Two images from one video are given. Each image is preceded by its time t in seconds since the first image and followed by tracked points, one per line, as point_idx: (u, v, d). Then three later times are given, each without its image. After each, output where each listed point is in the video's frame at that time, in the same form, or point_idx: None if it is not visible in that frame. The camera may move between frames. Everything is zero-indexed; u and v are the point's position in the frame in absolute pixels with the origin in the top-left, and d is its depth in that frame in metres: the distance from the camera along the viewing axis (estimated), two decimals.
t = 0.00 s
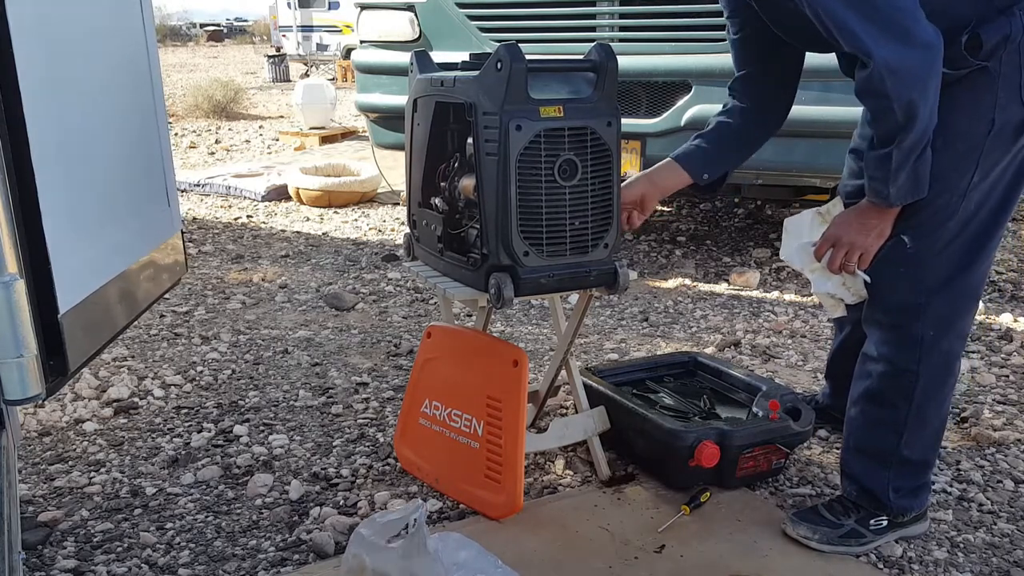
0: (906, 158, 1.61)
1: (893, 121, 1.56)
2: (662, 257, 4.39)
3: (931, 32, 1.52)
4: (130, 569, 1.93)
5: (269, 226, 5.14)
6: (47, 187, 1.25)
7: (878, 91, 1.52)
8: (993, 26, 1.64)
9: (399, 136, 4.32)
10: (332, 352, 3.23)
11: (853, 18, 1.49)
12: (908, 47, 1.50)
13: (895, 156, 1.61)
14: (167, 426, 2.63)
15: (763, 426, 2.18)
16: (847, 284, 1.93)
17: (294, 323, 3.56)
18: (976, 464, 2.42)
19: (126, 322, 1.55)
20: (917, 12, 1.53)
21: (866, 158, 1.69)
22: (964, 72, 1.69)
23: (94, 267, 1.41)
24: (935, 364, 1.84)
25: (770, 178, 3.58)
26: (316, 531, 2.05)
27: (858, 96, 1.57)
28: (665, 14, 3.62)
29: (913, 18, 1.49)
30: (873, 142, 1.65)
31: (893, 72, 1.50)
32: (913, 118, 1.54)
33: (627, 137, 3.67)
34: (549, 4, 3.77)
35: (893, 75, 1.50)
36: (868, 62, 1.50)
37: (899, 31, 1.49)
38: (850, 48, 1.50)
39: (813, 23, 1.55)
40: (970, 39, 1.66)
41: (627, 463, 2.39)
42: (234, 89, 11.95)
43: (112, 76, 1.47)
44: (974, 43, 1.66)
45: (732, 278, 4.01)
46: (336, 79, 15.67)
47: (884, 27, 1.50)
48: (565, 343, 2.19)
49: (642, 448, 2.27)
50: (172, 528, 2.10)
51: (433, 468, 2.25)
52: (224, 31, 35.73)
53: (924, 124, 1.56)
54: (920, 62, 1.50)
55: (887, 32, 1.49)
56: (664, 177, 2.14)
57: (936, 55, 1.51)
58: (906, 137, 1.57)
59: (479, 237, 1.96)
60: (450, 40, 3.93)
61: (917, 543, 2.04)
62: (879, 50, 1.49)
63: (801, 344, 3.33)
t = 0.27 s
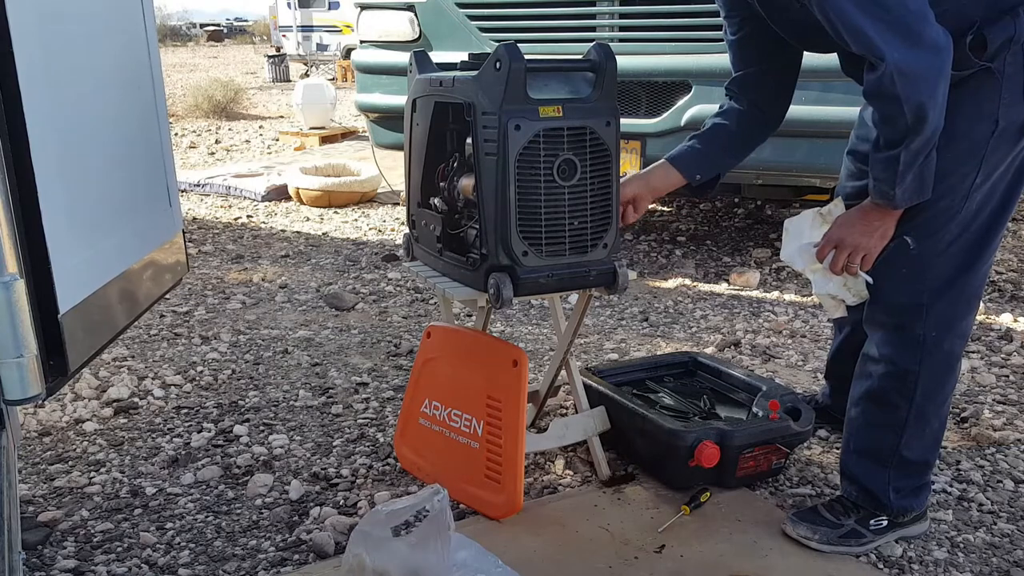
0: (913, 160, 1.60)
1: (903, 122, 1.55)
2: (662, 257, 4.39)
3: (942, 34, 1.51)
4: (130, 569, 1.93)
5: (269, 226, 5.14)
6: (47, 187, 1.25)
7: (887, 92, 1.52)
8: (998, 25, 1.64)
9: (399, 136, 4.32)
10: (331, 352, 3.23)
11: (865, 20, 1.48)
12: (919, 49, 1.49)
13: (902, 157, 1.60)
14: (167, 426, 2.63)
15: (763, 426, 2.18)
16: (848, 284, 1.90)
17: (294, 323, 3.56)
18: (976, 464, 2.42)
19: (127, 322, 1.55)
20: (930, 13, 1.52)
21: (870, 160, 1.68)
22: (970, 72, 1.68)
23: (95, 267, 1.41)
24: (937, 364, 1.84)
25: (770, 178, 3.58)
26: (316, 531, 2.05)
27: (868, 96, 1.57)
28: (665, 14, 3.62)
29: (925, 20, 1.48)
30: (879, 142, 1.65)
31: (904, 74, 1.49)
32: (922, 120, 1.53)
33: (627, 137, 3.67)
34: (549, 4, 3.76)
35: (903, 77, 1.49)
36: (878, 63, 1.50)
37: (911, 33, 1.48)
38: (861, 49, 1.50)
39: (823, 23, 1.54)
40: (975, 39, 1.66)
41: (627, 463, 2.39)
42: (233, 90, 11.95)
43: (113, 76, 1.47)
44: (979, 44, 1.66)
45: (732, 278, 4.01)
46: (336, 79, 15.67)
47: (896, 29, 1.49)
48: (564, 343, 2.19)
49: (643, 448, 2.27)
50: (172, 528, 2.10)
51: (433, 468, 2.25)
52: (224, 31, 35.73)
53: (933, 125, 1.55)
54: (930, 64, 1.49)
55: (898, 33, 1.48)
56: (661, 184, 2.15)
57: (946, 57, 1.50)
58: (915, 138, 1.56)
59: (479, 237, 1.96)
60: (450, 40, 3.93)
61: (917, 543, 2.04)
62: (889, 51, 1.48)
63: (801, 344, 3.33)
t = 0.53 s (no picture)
0: (915, 161, 1.60)
1: (906, 122, 1.55)
2: (662, 257, 4.39)
3: (946, 35, 1.51)
4: (130, 569, 1.93)
5: (269, 226, 5.14)
6: (47, 186, 1.25)
7: (892, 92, 1.51)
8: (1000, 26, 1.63)
9: (399, 136, 4.32)
10: (331, 352, 3.23)
11: (870, 19, 1.48)
12: (924, 50, 1.49)
13: (905, 157, 1.59)
14: (167, 426, 2.63)
15: (763, 426, 2.18)
16: (847, 284, 1.90)
17: (294, 323, 3.56)
18: (976, 464, 2.42)
19: (127, 322, 1.55)
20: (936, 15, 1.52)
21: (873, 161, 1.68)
22: (971, 73, 1.68)
23: (95, 267, 1.41)
24: (937, 364, 1.84)
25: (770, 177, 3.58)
26: (316, 531, 2.05)
27: (872, 97, 1.57)
28: (665, 14, 3.62)
29: (930, 21, 1.48)
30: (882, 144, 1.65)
31: (909, 74, 1.49)
32: (926, 121, 1.53)
33: (627, 137, 3.67)
34: (549, 4, 3.76)
35: (909, 77, 1.49)
36: (883, 63, 1.50)
37: (916, 34, 1.48)
38: (866, 49, 1.50)
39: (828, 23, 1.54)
40: (977, 39, 1.65)
41: (627, 463, 2.39)
42: (233, 90, 11.95)
43: (113, 74, 1.47)
44: (981, 44, 1.65)
45: (732, 278, 4.01)
46: (336, 79, 15.67)
47: (901, 29, 1.49)
48: (565, 343, 2.19)
49: (643, 448, 2.27)
50: (172, 528, 2.10)
51: (433, 467, 2.25)
52: (224, 32, 35.73)
53: (937, 126, 1.55)
54: (935, 64, 1.49)
55: (903, 33, 1.48)
56: (659, 178, 2.14)
57: (951, 58, 1.50)
58: (919, 138, 1.56)
59: (479, 237, 1.96)
60: (450, 40, 3.93)
61: (917, 543, 2.04)
62: (894, 51, 1.48)
63: (801, 344, 3.33)
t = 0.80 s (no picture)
0: (916, 161, 1.60)
1: (907, 123, 1.55)
2: (662, 257, 4.39)
3: (947, 35, 1.51)
4: (130, 569, 1.93)
5: (269, 226, 5.14)
6: (46, 186, 1.25)
7: (892, 92, 1.52)
8: (1002, 25, 1.64)
9: (399, 136, 4.32)
10: (331, 352, 3.23)
11: (872, 20, 1.48)
12: (925, 50, 1.49)
13: (906, 157, 1.59)
14: (167, 426, 2.63)
15: (763, 425, 2.18)
16: (848, 284, 1.88)
17: (294, 323, 3.56)
18: (976, 464, 2.42)
19: (126, 322, 1.55)
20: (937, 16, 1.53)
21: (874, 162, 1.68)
22: (972, 73, 1.68)
23: (95, 267, 1.41)
24: (937, 364, 1.84)
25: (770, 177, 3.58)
26: (316, 531, 2.05)
27: (872, 97, 1.57)
28: (665, 14, 3.62)
29: (932, 22, 1.49)
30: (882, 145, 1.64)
31: (910, 75, 1.49)
32: (927, 122, 1.53)
33: (626, 137, 3.67)
34: (549, 4, 3.76)
35: (910, 78, 1.49)
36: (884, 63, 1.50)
37: (918, 34, 1.48)
38: (867, 50, 1.50)
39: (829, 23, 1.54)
40: (978, 40, 1.65)
41: (627, 463, 2.39)
42: (234, 90, 11.95)
43: (112, 74, 1.47)
44: (982, 44, 1.65)
45: (732, 278, 4.00)
46: (336, 79, 15.67)
47: (903, 30, 1.49)
48: (564, 343, 2.19)
49: (643, 448, 2.27)
50: (172, 528, 2.10)
51: (433, 468, 2.25)
52: (224, 32, 35.73)
53: (937, 127, 1.55)
54: (935, 64, 1.49)
55: (904, 34, 1.49)
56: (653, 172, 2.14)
57: (951, 58, 1.51)
58: (919, 139, 1.56)
59: (479, 237, 1.96)
60: (450, 40, 3.93)
61: (917, 543, 2.04)
62: (895, 51, 1.48)
63: (801, 344, 3.33)
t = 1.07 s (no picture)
0: (921, 161, 1.60)
1: (913, 123, 1.55)
2: (662, 257, 4.39)
3: (954, 36, 1.51)
4: (130, 569, 1.93)
5: (269, 226, 5.14)
6: (47, 186, 1.25)
7: (899, 92, 1.52)
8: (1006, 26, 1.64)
9: (399, 136, 4.32)
10: (331, 352, 3.23)
11: (879, 18, 1.48)
12: (932, 50, 1.49)
13: (910, 158, 1.59)
14: (167, 426, 2.63)
15: (763, 425, 2.18)
16: (850, 285, 1.88)
17: (294, 323, 3.56)
18: (976, 464, 2.42)
19: (127, 322, 1.55)
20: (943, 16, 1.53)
21: (878, 162, 1.67)
22: (975, 74, 1.68)
23: (95, 267, 1.41)
24: (939, 364, 1.84)
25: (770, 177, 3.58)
26: (316, 531, 2.05)
27: (878, 97, 1.57)
28: (666, 14, 3.62)
29: (938, 21, 1.49)
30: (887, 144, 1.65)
31: (917, 75, 1.49)
32: (932, 122, 1.53)
33: (627, 137, 3.67)
34: (549, 5, 3.76)
35: (916, 78, 1.49)
36: (891, 63, 1.50)
37: (925, 34, 1.49)
38: (874, 49, 1.50)
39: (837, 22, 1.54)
40: (983, 40, 1.66)
41: (627, 463, 2.39)
42: (234, 90, 11.95)
43: (112, 73, 1.47)
44: (986, 45, 1.66)
45: (732, 278, 4.00)
46: (336, 79, 15.67)
47: (910, 29, 1.49)
48: (564, 343, 2.19)
49: (643, 448, 2.27)
50: (172, 528, 2.10)
51: (433, 468, 2.25)
52: (224, 32, 35.73)
53: (942, 128, 1.55)
54: (943, 64, 1.49)
55: (911, 33, 1.49)
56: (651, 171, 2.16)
57: (958, 59, 1.51)
58: (926, 139, 1.56)
59: (479, 237, 1.96)
60: (450, 40, 3.93)
61: (917, 543, 2.04)
62: (903, 51, 1.48)
63: (801, 344, 3.33)
